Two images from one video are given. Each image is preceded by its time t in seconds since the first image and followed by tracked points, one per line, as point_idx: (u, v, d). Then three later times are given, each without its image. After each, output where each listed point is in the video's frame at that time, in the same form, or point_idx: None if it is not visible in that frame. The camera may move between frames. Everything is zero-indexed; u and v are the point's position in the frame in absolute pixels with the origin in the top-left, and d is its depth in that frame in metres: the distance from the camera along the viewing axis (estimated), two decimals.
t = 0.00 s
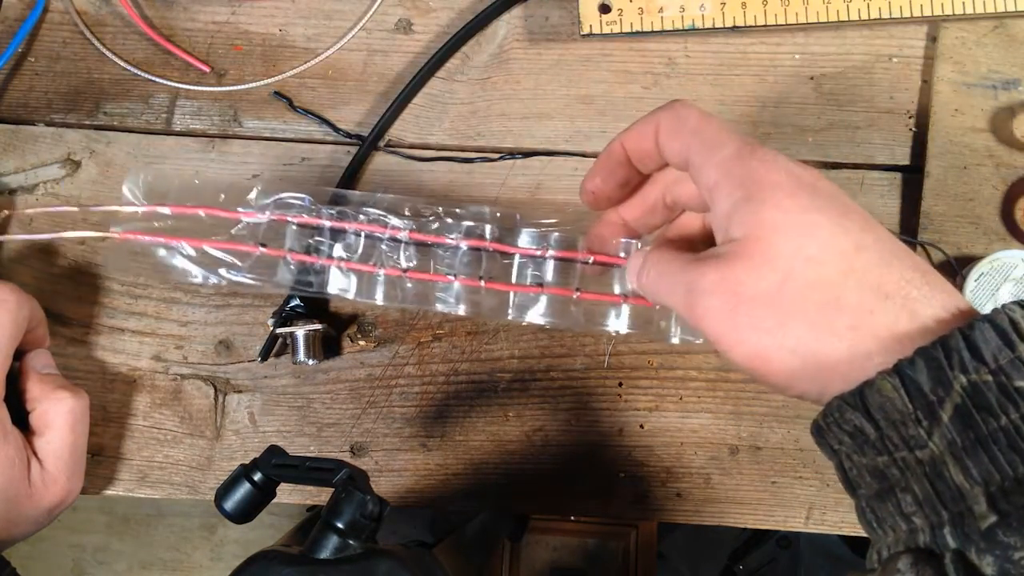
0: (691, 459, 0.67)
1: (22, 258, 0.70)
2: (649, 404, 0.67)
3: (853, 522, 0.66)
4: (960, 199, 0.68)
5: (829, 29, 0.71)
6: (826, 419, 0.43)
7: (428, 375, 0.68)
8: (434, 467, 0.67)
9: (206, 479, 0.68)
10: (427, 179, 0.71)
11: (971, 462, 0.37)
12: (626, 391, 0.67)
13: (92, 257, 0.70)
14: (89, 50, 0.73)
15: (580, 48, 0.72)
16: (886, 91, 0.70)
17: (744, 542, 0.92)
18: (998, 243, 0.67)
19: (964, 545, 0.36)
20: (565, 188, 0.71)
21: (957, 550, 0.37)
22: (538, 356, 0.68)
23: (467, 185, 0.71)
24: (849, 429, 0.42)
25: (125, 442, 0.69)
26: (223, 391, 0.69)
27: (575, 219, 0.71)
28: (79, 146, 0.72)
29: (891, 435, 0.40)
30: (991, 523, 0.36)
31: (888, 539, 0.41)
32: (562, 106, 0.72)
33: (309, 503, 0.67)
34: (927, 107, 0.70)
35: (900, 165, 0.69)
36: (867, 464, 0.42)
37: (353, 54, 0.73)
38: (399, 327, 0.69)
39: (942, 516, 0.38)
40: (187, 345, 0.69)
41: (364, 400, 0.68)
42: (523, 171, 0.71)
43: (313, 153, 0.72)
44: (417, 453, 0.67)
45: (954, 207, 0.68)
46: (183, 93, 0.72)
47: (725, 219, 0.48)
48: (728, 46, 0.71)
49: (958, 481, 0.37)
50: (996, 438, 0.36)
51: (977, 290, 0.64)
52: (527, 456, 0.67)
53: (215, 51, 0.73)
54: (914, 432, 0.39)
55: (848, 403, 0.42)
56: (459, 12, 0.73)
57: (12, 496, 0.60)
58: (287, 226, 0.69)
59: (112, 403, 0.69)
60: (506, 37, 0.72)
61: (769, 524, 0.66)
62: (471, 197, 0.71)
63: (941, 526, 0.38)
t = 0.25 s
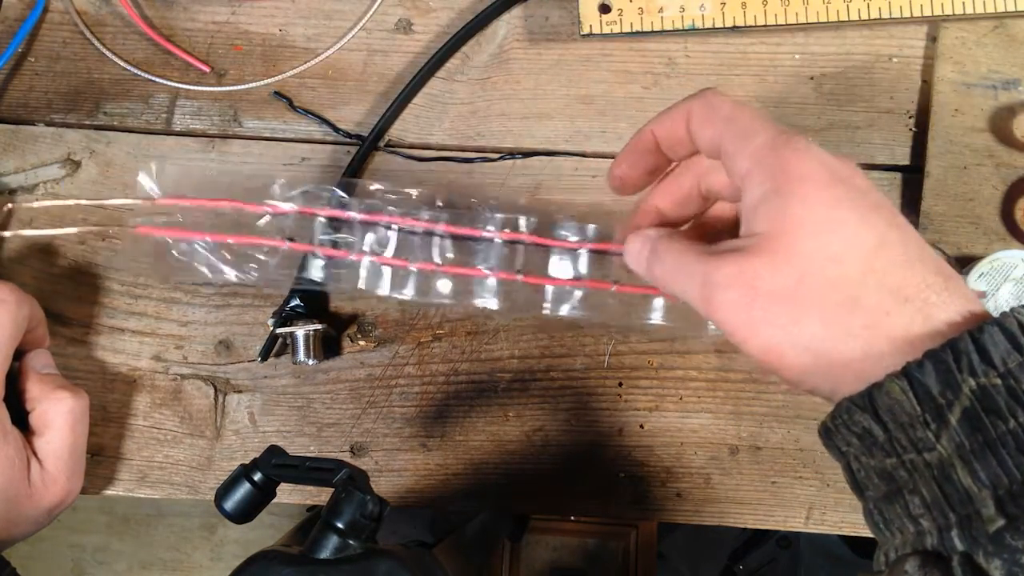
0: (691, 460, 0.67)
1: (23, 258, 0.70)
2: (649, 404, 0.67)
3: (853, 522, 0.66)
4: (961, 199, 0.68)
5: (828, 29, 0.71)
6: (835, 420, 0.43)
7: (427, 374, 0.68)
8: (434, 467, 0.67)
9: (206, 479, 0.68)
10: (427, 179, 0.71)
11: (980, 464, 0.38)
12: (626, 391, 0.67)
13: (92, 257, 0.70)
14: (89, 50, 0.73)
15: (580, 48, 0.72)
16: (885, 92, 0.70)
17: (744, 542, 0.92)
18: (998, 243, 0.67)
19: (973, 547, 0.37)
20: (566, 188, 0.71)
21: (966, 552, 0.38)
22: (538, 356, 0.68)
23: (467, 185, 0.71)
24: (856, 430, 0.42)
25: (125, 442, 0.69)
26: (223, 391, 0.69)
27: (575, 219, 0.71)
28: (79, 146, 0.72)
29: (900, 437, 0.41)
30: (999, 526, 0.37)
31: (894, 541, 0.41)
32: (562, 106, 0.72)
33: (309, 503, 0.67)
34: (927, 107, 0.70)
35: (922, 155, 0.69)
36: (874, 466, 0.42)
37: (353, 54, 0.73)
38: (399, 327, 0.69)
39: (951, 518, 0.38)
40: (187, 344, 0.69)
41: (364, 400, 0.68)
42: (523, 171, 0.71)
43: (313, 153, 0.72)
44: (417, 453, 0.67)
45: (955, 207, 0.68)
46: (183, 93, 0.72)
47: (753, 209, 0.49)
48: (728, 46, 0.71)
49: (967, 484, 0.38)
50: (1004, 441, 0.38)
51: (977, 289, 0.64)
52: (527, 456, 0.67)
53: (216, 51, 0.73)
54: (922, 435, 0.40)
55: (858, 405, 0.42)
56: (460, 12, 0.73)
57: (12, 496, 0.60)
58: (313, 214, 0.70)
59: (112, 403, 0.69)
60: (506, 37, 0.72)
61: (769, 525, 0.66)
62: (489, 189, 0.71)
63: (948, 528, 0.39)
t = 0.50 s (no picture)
0: (691, 459, 0.67)
1: (23, 258, 0.70)
2: (649, 404, 0.67)
3: (853, 522, 0.66)
4: (961, 199, 0.68)
5: (829, 30, 0.71)
6: (838, 430, 0.43)
7: (427, 374, 0.68)
8: (434, 467, 0.67)
9: (206, 479, 0.68)
10: (426, 179, 0.71)
11: (982, 477, 0.38)
12: (626, 391, 0.67)
13: (92, 257, 0.70)
14: (89, 50, 0.73)
15: (580, 48, 0.72)
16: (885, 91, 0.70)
17: (744, 542, 0.92)
18: (998, 243, 0.67)
19: (975, 561, 0.38)
20: (566, 188, 0.71)
21: (968, 565, 0.38)
22: (538, 356, 0.68)
23: (467, 185, 0.71)
24: (859, 441, 0.42)
25: (125, 442, 0.69)
26: (223, 391, 0.69)
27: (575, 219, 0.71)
28: (79, 146, 0.72)
29: (902, 448, 0.40)
30: (1001, 539, 0.37)
31: (897, 553, 0.41)
32: (562, 106, 0.72)
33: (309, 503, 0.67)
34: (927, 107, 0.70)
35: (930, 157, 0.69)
36: (877, 477, 0.42)
37: (353, 54, 0.73)
38: (398, 327, 0.69)
39: (953, 531, 0.39)
40: (187, 344, 0.69)
41: (364, 400, 0.68)
42: (524, 171, 0.71)
43: (313, 153, 0.71)
44: (417, 454, 0.67)
45: (955, 207, 0.68)
46: (183, 93, 0.72)
47: (761, 214, 0.49)
48: (729, 46, 0.71)
49: (969, 496, 0.38)
50: (1007, 454, 0.37)
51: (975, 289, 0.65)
52: (527, 456, 0.67)
53: (215, 51, 0.73)
54: (924, 446, 0.40)
55: (860, 416, 0.41)
56: (460, 12, 0.73)
57: (11, 496, 0.61)
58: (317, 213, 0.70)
59: (112, 403, 0.69)
60: (506, 37, 0.72)
61: (769, 525, 0.66)
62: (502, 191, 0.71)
63: (951, 541, 0.39)
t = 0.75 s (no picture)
0: (691, 459, 0.67)
1: (23, 258, 0.70)
2: (649, 404, 0.67)
3: (853, 522, 0.66)
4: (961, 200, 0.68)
5: (828, 30, 0.71)
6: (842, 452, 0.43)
7: (427, 373, 0.68)
8: (434, 467, 0.67)
9: (205, 479, 0.68)
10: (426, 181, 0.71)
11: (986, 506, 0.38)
12: (626, 391, 0.67)
13: (92, 257, 0.70)
14: (89, 50, 0.73)
15: (580, 48, 0.72)
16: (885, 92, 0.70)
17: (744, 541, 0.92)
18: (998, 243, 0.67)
19: None
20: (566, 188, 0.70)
21: None
22: (538, 356, 0.68)
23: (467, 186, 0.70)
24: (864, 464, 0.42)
25: (126, 442, 0.69)
26: (223, 391, 0.69)
27: (575, 222, 0.69)
28: (78, 146, 0.72)
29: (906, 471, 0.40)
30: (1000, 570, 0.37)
31: None
32: (562, 106, 0.72)
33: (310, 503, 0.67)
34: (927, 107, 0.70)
35: (933, 160, 0.69)
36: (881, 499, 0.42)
37: (353, 54, 0.73)
38: (399, 327, 0.69)
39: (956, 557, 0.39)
40: (187, 344, 0.69)
41: (364, 400, 0.68)
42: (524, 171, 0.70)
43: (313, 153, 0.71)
44: (417, 453, 0.67)
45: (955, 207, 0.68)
46: (183, 93, 0.72)
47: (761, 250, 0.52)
48: (728, 46, 0.71)
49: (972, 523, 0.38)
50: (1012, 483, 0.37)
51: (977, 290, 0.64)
52: (527, 456, 0.67)
53: (215, 51, 0.73)
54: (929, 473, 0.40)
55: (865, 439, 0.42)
56: (459, 12, 0.73)
57: (12, 496, 0.61)
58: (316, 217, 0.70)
59: (112, 403, 0.69)
60: (506, 37, 0.72)
61: (769, 525, 0.66)
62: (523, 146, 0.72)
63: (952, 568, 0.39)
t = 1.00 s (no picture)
0: (691, 459, 0.67)
1: (23, 258, 0.70)
2: (649, 404, 0.67)
3: (853, 522, 0.66)
4: (961, 200, 0.68)
5: (829, 30, 0.71)
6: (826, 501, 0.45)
7: (427, 373, 0.68)
8: (434, 467, 0.67)
9: (205, 479, 0.68)
10: (426, 178, 0.70)
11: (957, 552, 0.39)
12: (625, 391, 0.67)
13: (92, 257, 0.70)
14: (89, 50, 0.73)
15: (580, 48, 0.72)
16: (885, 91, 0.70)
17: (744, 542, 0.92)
18: (999, 243, 0.67)
19: None
20: (565, 188, 0.70)
21: None
22: (538, 356, 0.68)
23: (467, 185, 0.70)
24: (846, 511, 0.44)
25: (126, 442, 0.69)
26: (223, 391, 0.69)
27: (575, 222, 0.70)
28: (78, 146, 0.72)
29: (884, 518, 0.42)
30: None
31: None
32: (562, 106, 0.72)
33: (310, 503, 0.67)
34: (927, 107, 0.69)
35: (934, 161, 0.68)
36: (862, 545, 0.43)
37: (353, 55, 0.73)
38: (399, 327, 0.69)
39: None
40: (187, 344, 0.69)
41: (364, 400, 0.68)
42: (523, 171, 0.70)
43: (313, 153, 0.71)
44: (417, 453, 0.67)
45: (955, 207, 0.68)
46: (183, 93, 0.72)
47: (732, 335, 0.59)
48: (728, 46, 0.71)
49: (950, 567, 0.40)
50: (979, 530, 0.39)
51: (977, 290, 0.64)
52: (527, 455, 0.67)
53: (215, 51, 0.73)
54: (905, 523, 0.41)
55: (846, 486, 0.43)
56: (459, 12, 0.73)
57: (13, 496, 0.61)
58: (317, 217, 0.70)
59: (112, 403, 0.69)
60: (506, 37, 0.72)
61: (769, 526, 0.66)
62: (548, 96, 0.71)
63: None
